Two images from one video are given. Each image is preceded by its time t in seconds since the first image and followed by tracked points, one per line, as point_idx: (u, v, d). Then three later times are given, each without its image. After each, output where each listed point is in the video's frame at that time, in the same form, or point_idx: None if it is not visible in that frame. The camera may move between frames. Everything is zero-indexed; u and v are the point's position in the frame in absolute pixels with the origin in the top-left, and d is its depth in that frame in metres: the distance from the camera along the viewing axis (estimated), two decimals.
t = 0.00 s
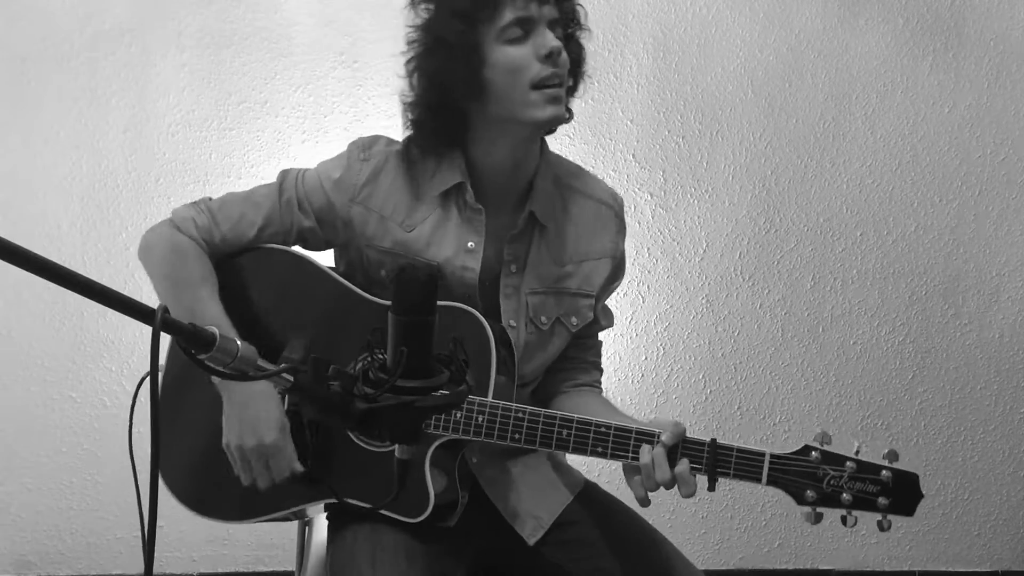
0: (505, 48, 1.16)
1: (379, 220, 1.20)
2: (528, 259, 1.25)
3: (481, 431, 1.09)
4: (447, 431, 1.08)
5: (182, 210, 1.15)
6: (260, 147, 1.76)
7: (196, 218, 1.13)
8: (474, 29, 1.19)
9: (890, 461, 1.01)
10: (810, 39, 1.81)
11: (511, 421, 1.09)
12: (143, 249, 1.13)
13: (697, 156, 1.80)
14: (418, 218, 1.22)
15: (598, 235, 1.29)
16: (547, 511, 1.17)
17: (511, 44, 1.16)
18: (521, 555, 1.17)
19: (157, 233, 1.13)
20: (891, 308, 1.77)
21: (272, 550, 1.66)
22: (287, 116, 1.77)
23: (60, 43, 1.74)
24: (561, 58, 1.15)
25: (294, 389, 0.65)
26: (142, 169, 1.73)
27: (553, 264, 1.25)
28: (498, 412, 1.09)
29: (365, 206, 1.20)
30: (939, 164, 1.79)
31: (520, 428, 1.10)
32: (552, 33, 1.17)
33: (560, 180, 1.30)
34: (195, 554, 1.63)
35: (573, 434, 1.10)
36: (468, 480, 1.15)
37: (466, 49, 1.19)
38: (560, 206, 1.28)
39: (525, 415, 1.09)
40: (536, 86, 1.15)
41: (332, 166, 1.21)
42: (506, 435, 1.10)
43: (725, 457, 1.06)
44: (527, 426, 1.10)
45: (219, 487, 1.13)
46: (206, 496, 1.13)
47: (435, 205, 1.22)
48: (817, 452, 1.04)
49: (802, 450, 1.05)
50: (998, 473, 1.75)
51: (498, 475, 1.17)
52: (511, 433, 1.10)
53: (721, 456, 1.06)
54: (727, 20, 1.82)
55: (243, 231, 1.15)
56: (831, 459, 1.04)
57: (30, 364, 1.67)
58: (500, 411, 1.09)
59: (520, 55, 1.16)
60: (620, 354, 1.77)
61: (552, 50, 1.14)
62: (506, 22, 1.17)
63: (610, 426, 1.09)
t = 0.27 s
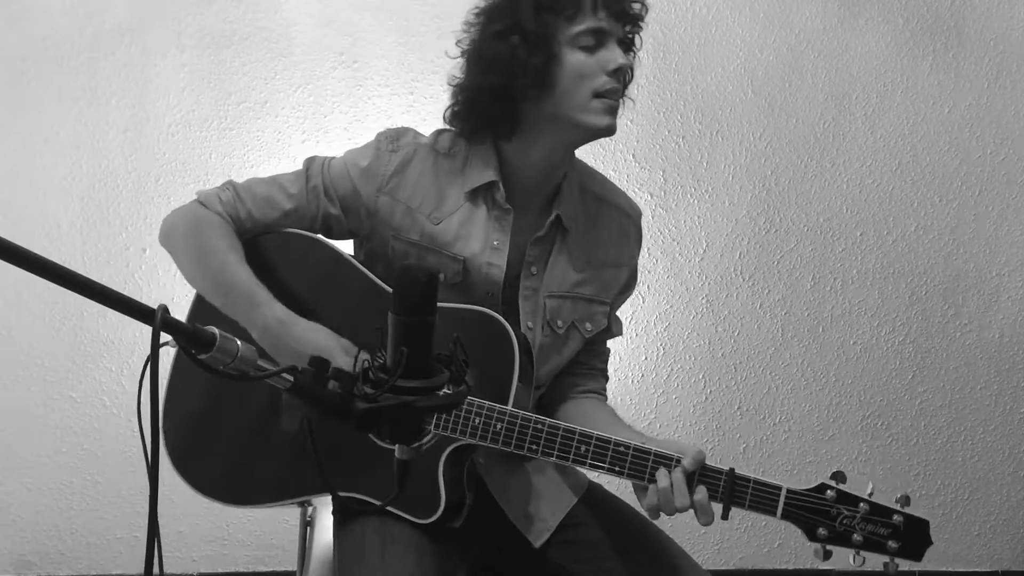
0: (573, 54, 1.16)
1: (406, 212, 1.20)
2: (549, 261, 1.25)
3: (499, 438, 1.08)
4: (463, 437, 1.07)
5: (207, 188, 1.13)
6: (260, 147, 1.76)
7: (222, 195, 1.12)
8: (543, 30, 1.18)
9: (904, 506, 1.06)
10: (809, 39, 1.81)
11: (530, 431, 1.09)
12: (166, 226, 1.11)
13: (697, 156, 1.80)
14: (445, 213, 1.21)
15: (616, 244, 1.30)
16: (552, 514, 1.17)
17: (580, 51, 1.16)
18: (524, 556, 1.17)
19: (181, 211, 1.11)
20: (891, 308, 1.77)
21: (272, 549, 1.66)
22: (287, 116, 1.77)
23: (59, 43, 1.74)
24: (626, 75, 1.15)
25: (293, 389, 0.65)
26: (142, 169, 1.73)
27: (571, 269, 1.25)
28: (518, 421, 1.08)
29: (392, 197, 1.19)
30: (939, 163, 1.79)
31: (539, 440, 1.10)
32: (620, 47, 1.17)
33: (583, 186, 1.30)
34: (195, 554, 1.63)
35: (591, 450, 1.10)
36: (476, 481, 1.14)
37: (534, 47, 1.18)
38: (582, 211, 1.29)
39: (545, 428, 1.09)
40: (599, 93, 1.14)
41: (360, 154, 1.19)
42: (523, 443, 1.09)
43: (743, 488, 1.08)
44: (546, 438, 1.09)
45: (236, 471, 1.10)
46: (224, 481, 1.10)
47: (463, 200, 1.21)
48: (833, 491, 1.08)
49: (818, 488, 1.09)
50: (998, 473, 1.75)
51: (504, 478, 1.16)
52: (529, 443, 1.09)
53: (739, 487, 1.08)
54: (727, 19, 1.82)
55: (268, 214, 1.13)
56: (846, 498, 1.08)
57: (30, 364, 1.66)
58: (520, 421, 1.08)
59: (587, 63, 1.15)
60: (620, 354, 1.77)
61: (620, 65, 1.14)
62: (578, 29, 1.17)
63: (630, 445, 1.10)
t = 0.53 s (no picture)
0: (605, 69, 1.17)
1: (409, 213, 1.18)
2: (552, 262, 1.25)
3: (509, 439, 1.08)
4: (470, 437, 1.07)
5: (206, 185, 1.10)
6: (260, 147, 1.76)
7: (223, 193, 1.09)
8: (582, 39, 1.17)
9: (909, 506, 1.07)
10: (809, 39, 1.81)
11: (540, 433, 1.09)
12: (162, 224, 1.08)
13: (697, 156, 1.80)
14: (450, 214, 1.19)
15: (615, 246, 1.31)
16: (555, 513, 1.17)
17: (610, 66, 1.17)
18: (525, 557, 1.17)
19: (180, 209, 1.08)
20: (891, 308, 1.77)
21: (272, 550, 1.66)
22: (287, 115, 1.77)
23: (59, 43, 1.74)
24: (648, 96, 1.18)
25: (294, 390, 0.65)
26: (142, 169, 1.73)
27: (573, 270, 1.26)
28: (528, 423, 1.08)
29: (396, 197, 1.18)
30: (939, 164, 1.79)
31: (549, 440, 1.09)
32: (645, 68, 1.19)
33: (583, 188, 1.30)
34: (195, 554, 1.63)
35: (601, 453, 1.10)
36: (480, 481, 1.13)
37: (569, 55, 1.17)
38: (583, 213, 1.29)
39: (554, 430, 1.09)
40: (620, 109, 1.16)
41: (363, 154, 1.17)
42: (533, 445, 1.09)
43: (752, 489, 1.09)
44: (556, 439, 1.09)
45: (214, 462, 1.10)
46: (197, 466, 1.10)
47: (467, 201, 1.20)
48: (840, 492, 1.09)
49: (826, 489, 1.09)
50: (998, 473, 1.75)
51: (506, 478, 1.15)
52: (539, 444, 1.09)
53: (749, 488, 1.09)
54: (727, 19, 1.82)
55: (270, 213, 1.11)
56: (853, 499, 1.09)
57: (30, 364, 1.66)
58: (530, 423, 1.08)
59: (612, 79, 1.16)
60: (620, 354, 1.77)
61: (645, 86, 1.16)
62: (612, 44, 1.17)
63: (639, 448, 1.10)
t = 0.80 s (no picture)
0: (591, 90, 1.15)
1: (382, 223, 1.18)
2: (532, 262, 1.25)
3: (503, 434, 1.09)
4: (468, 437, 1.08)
5: (172, 212, 1.09)
6: (260, 147, 1.76)
7: (190, 220, 1.08)
8: (574, 59, 1.13)
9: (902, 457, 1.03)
10: (809, 39, 1.81)
11: (534, 425, 1.09)
12: (131, 256, 1.07)
13: (697, 156, 1.80)
14: (424, 223, 1.19)
15: (594, 238, 1.31)
16: (552, 512, 1.17)
17: (597, 88, 1.16)
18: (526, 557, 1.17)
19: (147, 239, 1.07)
20: (891, 308, 1.77)
21: (272, 550, 1.66)
22: (287, 115, 1.77)
23: (60, 43, 1.74)
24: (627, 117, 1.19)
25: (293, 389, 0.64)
26: (142, 169, 1.73)
27: (555, 266, 1.26)
28: (520, 417, 1.09)
29: (368, 208, 1.17)
30: (939, 164, 1.79)
31: (543, 431, 1.09)
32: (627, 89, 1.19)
33: (558, 183, 1.30)
34: (195, 554, 1.63)
35: (597, 439, 1.09)
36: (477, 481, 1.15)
37: (560, 77, 1.13)
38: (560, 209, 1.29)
39: (547, 420, 1.09)
40: (598, 131, 1.17)
41: (332, 165, 1.17)
42: (528, 437, 1.10)
43: (747, 459, 1.07)
44: (550, 430, 1.09)
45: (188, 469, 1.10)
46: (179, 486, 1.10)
47: (439, 209, 1.20)
48: (834, 452, 1.06)
49: (821, 450, 1.07)
50: (998, 473, 1.75)
51: (500, 476, 1.17)
52: (534, 435, 1.09)
53: (744, 458, 1.07)
54: (727, 19, 1.82)
55: (241, 235, 1.10)
56: (847, 457, 1.05)
57: (30, 364, 1.67)
58: (521, 418, 1.08)
59: (594, 101, 1.16)
60: (620, 354, 1.77)
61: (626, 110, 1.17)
62: (601, 64, 1.15)
63: (633, 431, 1.09)
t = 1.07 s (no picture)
0: (527, 72, 1.14)
1: (340, 231, 1.18)
2: (501, 256, 1.25)
3: (476, 435, 1.09)
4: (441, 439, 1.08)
5: (136, 239, 1.12)
6: (260, 147, 1.76)
7: (151, 245, 1.10)
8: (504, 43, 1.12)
9: (884, 422, 1.07)
10: (809, 40, 1.81)
11: (506, 423, 1.09)
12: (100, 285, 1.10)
13: (697, 155, 1.80)
14: (383, 226, 1.20)
15: (566, 221, 1.31)
16: (545, 510, 1.17)
17: (533, 70, 1.15)
18: (526, 554, 1.17)
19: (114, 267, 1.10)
20: (891, 308, 1.77)
21: (271, 550, 1.66)
22: (287, 115, 1.77)
23: (62, 43, 1.74)
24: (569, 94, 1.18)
25: (293, 390, 0.64)
26: (142, 169, 1.73)
27: (525, 256, 1.26)
28: (491, 415, 1.09)
29: (326, 216, 1.18)
30: (939, 163, 1.79)
31: (515, 429, 1.10)
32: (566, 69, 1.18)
33: (523, 170, 1.29)
34: (195, 554, 1.63)
35: (569, 430, 1.10)
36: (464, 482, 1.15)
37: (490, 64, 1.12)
38: (526, 197, 1.29)
39: (518, 415, 1.09)
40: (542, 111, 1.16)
41: (287, 179, 1.19)
42: (501, 437, 1.10)
43: (723, 437, 1.09)
44: (521, 426, 1.10)
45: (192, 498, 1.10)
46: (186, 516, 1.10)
47: (399, 213, 1.21)
48: (813, 423, 1.09)
49: (798, 422, 1.10)
50: (999, 473, 1.75)
51: (494, 475, 1.16)
52: (506, 434, 1.10)
53: (719, 436, 1.09)
54: (727, 20, 1.82)
55: (202, 255, 1.12)
56: (827, 427, 1.09)
57: (30, 364, 1.67)
58: (493, 415, 1.08)
59: (534, 81, 1.15)
60: (620, 354, 1.77)
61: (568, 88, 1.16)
62: (533, 45, 1.14)
63: (605, 418, 1.10)
